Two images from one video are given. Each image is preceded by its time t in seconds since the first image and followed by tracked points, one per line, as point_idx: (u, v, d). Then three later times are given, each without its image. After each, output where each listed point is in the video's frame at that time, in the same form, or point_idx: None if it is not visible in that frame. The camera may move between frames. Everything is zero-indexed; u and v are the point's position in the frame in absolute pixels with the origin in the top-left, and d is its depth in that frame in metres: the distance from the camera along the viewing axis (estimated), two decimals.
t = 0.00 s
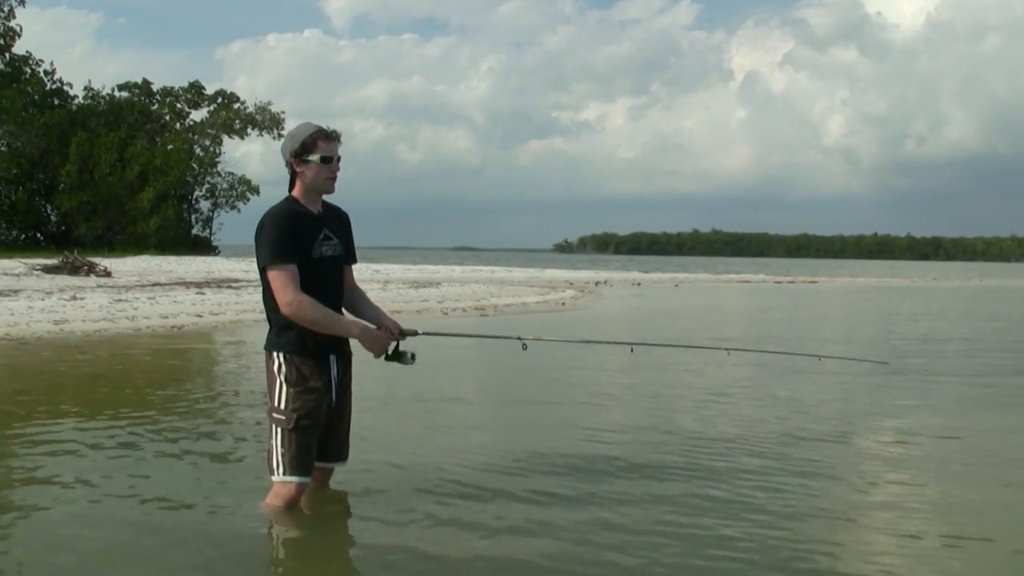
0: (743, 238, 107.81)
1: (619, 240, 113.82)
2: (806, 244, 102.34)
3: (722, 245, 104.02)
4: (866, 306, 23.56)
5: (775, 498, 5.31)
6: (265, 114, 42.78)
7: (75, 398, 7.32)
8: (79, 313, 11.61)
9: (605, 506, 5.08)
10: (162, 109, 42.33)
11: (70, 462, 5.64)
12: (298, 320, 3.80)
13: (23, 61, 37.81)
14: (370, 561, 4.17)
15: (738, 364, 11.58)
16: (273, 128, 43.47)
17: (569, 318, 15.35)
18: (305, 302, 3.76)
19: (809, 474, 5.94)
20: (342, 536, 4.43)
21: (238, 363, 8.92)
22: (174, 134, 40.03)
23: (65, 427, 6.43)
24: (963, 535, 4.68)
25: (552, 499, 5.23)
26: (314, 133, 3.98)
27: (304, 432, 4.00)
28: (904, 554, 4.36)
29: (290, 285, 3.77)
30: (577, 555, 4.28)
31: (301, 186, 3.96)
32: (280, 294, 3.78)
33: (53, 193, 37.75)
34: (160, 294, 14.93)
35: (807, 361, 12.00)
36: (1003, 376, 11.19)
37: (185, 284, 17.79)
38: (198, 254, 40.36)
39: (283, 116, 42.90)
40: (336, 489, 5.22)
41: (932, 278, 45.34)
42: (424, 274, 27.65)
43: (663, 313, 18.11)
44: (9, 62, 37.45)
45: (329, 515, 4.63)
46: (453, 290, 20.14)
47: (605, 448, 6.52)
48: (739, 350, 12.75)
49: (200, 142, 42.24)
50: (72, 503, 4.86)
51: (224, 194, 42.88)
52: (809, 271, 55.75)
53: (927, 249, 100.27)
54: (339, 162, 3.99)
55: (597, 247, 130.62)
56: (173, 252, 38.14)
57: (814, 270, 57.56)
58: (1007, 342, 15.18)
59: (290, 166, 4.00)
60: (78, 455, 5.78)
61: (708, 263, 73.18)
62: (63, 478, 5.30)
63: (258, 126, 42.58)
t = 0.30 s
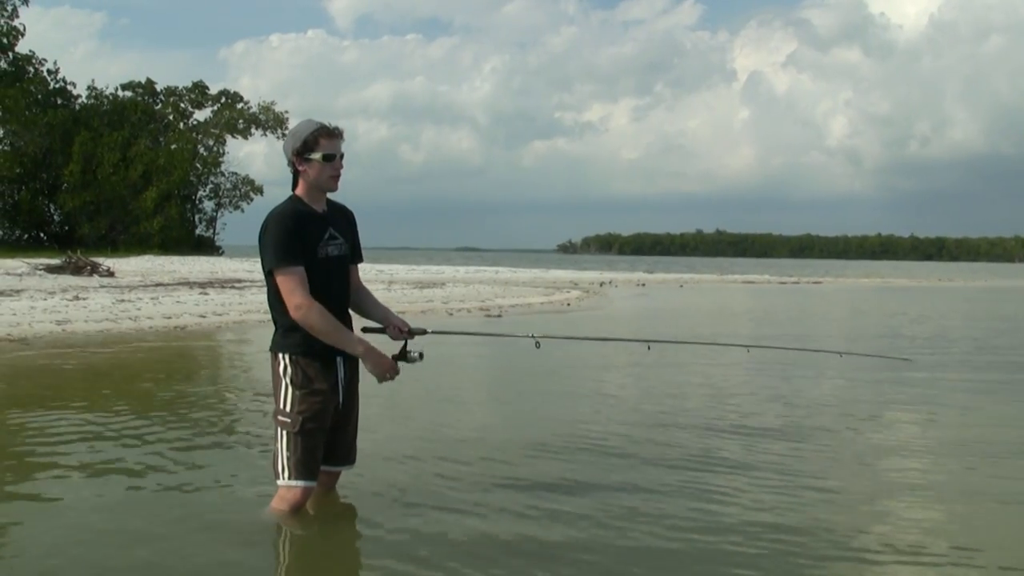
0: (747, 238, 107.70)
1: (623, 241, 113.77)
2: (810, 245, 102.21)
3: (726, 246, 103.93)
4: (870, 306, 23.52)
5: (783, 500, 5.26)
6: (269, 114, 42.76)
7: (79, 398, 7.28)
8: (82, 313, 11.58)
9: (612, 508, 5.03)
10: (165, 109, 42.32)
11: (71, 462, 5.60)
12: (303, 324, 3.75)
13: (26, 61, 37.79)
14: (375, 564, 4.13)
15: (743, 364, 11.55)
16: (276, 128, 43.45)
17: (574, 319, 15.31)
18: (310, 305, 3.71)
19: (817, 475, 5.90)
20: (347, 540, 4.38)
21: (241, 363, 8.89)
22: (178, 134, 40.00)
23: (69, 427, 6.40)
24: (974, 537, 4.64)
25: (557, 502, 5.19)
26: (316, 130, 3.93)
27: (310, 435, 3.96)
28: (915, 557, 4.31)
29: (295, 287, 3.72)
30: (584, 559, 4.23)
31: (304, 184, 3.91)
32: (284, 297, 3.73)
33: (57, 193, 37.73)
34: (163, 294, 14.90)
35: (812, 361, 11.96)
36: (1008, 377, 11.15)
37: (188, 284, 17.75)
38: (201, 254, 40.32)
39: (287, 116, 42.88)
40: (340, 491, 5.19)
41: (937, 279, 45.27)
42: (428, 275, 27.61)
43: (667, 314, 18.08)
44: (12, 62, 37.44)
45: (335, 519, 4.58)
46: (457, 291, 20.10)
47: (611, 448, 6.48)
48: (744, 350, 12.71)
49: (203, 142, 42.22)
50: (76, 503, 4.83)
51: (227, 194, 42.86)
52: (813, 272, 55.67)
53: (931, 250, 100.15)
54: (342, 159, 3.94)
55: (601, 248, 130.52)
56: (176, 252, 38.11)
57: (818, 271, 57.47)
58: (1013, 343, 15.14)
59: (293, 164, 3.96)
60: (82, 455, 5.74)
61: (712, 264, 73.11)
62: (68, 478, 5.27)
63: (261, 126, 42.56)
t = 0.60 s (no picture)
0: (748, 239, 107.63)
1: (625, 242, 113.72)
2: (812, 246, 102.12)
3: (727, 246, 103.94)
4: (874, 307, 23.45)
5: (792, 505, 5.20)
6: (270, 114, 42.71)
7: (81, 400, 7.23)
8: (82, 314, 11.53)
9: (620, 511, 4.96)
10: (166, 109, 42.27)
11: (71, 463, 5.54)
12: (304, 331, 3.70)
13: (27, 61, 37.76)
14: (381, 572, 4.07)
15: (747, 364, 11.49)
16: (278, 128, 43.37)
17: (576, 320, 15.23)
18: (311, 312, 3.66)
19: (826, 477, 5.83)
20: (354, 548, 4.30)
21: (243, 364, 8.83)
22: (178, 134, 39.94)
23: (70, 429, 6.34)
24: (986, 545, 4.57)
25: (560, 504, 5.13)
26: (319, 129, 3.86)
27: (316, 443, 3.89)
28: (927, 566, 4.24)
29: (296, 293, 3.66)
30: (592, 567, 4.17)
31: (307, 184, 3.85)
32: (285, 304, 3.67)
33: (57, 194, 37.69)
34: (163, 295, 14.81)
35: (816, 362, 11.91)
36: (1013, 377, 11.09)
37: (189, 286, 17.65)
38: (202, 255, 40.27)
39: (288, 116, 42.83)
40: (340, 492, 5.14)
41: (939, 279, 45.20)
42: (431, 275, 27.54)
43: (670, 314, 18.03)
44: (12, 61, 37.40)
45: (341, 524, 4.52)
46: (459, 291, 20.03)
47: (616, 450, 6.41)
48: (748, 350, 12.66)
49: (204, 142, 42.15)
50: (78, 505, 4.77)
51: (228, 195, 42.80)
52: (815, 272, 55.55)
53: (933, 252, 100.08)
54: (346, 160, 3.87)
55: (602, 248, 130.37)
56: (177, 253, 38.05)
57: (821, 271, 57.45)
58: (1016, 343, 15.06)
59: (296, 163, 3.89)
60: (84, 457, 5.69)
61: (714, 265, 73.05)
62: (70, 480, 5.21)
63: (263, 126, 42.51)
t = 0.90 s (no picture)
0: (752, 239, 107.48)
1: (628, 243, 113.60)
2: (815, 246, 101.98)
3: (730, 247, 103.88)
4: (880, 307, 23.35)
5: (798, 504, 5.14)
6: (272, 117, 42.66)
7: (82, 406, 7.17)
8: (83, 319, 11.48)
9: (629, 511, 4.90)
10: (168, 112, 42.24)
11: (72, 470, 5.49)
12: (315, 346, 3.65)
13: (29, 64, 37.74)
14: None
15: (753, 364, 11.42)
16: (280, 131, 43.31)
17: (581, 322, 15.16)
18: (322, 328, 3.61)
19: (836, 477, 5.76)
20: (363, 559, 4.24)
21: (246, 368, 8.78)
22: (180, 137, 39.91)
23: (72, 435, 6.29)
24: (1001, 544, 4.49)
25: (564, 505, 5.07)
26: (330, 134, 3.80)
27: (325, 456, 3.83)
28: (940, 566, 4.17)
29: (307, 307, 3.62)
30: (601, 570, 4.10)
31: (318, 191, 3.79)
32: (296, 318, 3.63)
33: (59, 197, 37.65)
34: (165, 299, 14.75)
35: (822, 362, 11.84)
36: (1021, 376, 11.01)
37: (192, 290, 17.58)
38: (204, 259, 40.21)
39: (290, 118, 42.78)
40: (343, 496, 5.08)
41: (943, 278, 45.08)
42: (435, 278, 27.47)
43: (675, 315, 17.95)
44: (14, 64, 37.39)
45: (349, 535, 4.45)
46: (464, 294, 19.97)
47: (624, 452, 6.34)
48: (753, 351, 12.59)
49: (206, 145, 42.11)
50: (79, 511, 4.73)
51: (231, 197, 42.76)
52: (818, 272, 55.42)
53: (937, 251, 99.89)
54: (357, 166, 3.81)
55: (606, 249, 130.30)
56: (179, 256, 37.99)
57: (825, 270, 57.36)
58: None
59: (305, 169, 3.83)
60: (85, 463, 5.64)
61: (718, 266, 72.94)
62: (71, 486, 5.16)
63: (264, 129, 42.47)
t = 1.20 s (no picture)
0: (759, 242, 107.35)
1: (636, 246, 113.50)
2: (822, 248, 101.85)
3: (738, 250, 103.78)
4: (890, 309, 23.29)
5: (813, 508, 5.10)
6: (279, 121, 42.66)
7: (92, 411, 7.14)
8: (92, 324, 11.44)
9: (642, 516, 4.86)
10: (175, 117, 42.25)
11: (82, 475, 5.46)
12: (324, 347, 3.61)
13: (36, 70, 37.76)
14: None
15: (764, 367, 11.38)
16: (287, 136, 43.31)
17: (590, 325, 15.11)
18: (330, 327, 3.57)
19: (852, 480, 5.70)
20: (380, 566, 4.20)
21: (255, 373, 8.73)
22: (187, 141, 39.91)
23: (82, 440, 6.26)
24: (1023, 549, 4.44)
25: (577, 511, 5.03)
26: (345, 134, 3.76)
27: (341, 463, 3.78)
28: (960, 569, 4.13)
29: (314, 308, 3.57)
30: None
31: (332, 192, 3.75)
32: (303, 319, 3.59)
33: (66, 203, 37.65)
34: (174, 304, 14.72)
35: (833, 365, 11.79)
36: None
37: (200, 295, 17.53)
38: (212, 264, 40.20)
39: (298, 122, 42.79)
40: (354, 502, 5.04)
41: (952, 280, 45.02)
42: (443, 282, 27.43)
43: (685, 318, 17.90)
44: (21, 70, 37.41)
45: (365, 543, 4.41)
46: (473, 297, 19.92)
47: (636, 456, 6.29)
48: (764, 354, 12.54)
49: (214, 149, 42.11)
50: (91, 517, 4.69)
51: (238, 202, 42.76)
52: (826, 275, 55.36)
53: (945, 253, 99.70)
54: (373, 166, 3.77)
55: (613, 252, 130.17)
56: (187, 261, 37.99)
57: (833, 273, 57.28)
58: None
59: (320, 170, 3.79)
60: (96, 469, 5.61)
61: (727, 270, 72.84)
62: (82, 491, 5.13)
63: (272, 133, 42.46)
